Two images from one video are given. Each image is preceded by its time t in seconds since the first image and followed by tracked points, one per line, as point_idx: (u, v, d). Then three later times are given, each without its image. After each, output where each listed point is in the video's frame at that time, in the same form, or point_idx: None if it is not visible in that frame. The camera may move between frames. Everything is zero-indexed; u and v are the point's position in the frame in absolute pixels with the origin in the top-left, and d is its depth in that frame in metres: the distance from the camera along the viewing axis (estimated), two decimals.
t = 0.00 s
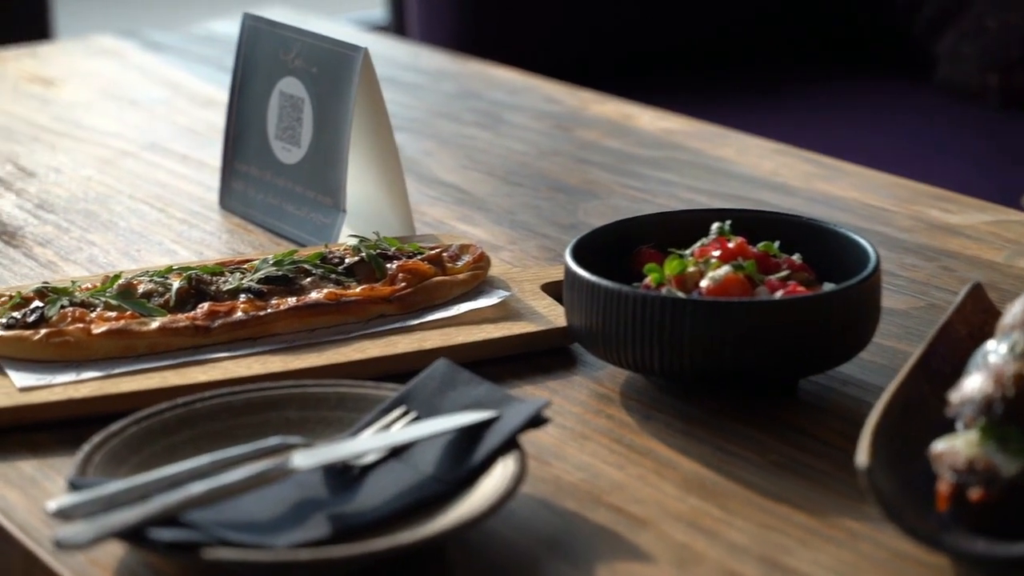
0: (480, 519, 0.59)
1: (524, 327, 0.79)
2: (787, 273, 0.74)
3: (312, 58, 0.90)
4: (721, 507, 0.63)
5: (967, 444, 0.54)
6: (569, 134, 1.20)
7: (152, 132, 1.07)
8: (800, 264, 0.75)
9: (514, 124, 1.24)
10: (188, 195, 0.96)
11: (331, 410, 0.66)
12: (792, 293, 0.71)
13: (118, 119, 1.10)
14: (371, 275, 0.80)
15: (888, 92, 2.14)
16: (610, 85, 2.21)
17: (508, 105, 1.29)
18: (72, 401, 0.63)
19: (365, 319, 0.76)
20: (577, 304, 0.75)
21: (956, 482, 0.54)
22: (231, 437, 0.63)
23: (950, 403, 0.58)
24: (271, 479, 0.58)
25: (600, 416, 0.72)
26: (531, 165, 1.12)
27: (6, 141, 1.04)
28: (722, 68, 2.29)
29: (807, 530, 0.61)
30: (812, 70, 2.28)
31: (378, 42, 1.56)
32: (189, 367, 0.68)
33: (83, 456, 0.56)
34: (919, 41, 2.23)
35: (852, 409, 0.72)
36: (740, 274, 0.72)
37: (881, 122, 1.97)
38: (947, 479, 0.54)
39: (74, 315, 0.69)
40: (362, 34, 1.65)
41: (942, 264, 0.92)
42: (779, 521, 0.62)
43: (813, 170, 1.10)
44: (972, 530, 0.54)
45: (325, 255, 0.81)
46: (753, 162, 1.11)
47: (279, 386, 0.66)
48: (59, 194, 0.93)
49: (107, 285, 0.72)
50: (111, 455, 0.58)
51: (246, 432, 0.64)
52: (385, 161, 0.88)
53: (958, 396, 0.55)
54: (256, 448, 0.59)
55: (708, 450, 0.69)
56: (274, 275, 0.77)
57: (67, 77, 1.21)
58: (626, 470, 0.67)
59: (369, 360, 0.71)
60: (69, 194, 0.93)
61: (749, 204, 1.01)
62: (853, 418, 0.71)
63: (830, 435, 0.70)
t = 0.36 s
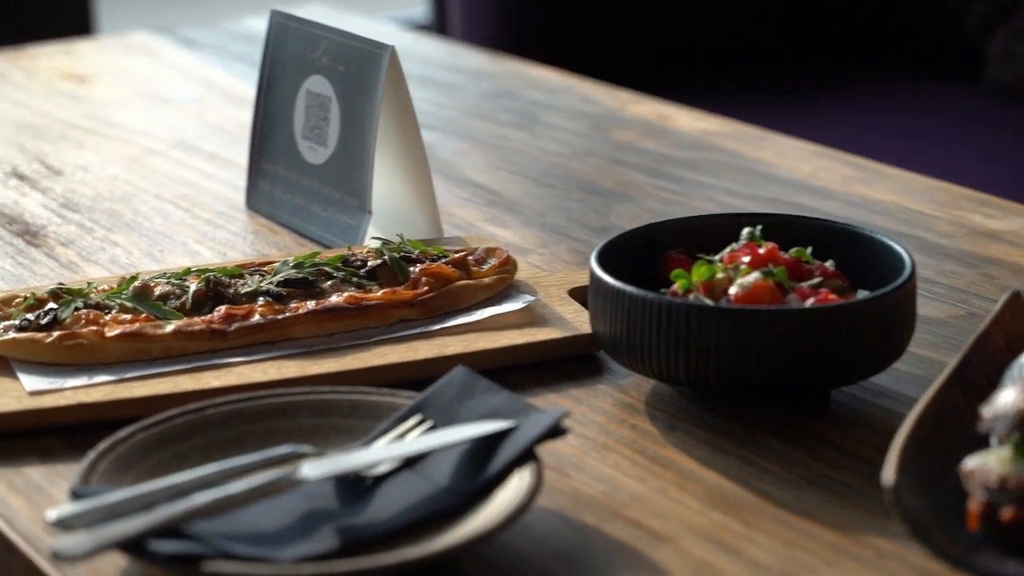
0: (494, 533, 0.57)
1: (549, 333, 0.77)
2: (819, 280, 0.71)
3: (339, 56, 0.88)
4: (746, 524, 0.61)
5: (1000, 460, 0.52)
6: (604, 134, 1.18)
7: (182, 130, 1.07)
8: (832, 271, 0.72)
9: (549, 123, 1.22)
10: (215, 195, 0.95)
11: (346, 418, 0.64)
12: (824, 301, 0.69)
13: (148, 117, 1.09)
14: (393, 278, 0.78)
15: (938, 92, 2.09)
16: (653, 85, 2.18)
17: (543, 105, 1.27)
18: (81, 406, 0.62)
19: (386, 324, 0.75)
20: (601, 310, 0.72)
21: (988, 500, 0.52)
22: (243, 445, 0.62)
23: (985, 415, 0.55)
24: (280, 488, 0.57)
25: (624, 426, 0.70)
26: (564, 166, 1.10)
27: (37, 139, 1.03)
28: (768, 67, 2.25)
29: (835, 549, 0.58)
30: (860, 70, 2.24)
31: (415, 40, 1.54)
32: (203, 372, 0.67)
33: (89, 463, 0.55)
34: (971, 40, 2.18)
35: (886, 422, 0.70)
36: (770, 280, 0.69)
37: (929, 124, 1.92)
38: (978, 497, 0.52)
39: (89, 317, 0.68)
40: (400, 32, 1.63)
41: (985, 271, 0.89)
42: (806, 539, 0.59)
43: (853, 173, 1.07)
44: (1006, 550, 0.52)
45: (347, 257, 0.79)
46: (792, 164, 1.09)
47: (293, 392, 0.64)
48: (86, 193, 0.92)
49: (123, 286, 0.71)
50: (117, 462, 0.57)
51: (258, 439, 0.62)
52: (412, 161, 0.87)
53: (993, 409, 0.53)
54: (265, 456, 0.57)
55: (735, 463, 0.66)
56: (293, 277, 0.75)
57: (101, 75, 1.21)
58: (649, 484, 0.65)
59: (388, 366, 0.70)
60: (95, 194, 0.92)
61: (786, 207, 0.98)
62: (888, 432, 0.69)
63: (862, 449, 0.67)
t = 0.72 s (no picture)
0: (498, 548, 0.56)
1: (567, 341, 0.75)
2: (844, 290, 0.68)
3: (362, 55, 0.87)
4: (761, 542, 0.58)
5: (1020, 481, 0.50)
6: (637, 136, 1.16)
7: (208, 130, 1.06)
8: (858, 281, 0.69)
9: (581, 124, 1.20)
10: (237, 195, 0.94)
11: (353, 427, 0.63)
12: (849, 312, 0.66)
13: (176, 116, 1.09)
14: (410, 282, 0.77)
15: (987, 93, 2.04)
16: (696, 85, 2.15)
17: (575, 106, 1.26)
18: (84, 411, 0.61)
19: (400, 329, 0.73)
20: (618, 317, 0.70)
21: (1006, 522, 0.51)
22: (246, 454, 0.61)
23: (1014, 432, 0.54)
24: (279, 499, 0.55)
25: (641, 438, 0.68)
26: (593, 169, 1.08)
27: (63, 136, 1.03)
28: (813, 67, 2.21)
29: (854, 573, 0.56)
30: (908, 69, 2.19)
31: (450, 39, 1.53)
32: (210, 378, 0.66)
33: (85, 471, 0.54)
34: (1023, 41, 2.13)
35: (914, 439, 0.67)
36: (793, 291, 0.67)
37: (977, 126, 1.88)
38: (997, 518, 0.51)
39: (98, 320, 0.68)
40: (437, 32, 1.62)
41: None
42: (823, 561, 0.57)
43: (890, 179, 1.04)
44: None
45: (363, 260, 0.78)
46: (827, 170, 1.06)
47: (299, 399, 0.63)
48: (107, 193, 0.92)
49: (133, 289, 0.71)
50: (115, 470, 0.56)
51: (261, 448, 0.61)
52: (433, 163, 0.85)
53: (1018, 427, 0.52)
54: (266, 466, 0.56)
55: (753, 478, 0.64)
56: (307, 281, 0.74)
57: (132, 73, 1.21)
58: (663, 498, 0.62)
59: (399, 374, 0.68)
60: (116, 193, 0.92)
61: (817, 214, 0.96)
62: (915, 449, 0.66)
63: (887, 466, 0.65)
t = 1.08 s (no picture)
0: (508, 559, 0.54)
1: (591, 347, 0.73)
2: (874, 298, 0.66)
3: (390, 53, 0.86)
4: (780, 557, 0.56)
5: None
6: (675, 137, 1.14)
7: (242, 128, 1.05)
8: (888, 288, 0.67)
9: (619, 124, 1.18)
10: (265, 195, 0.93)
11: (365, 433, 0.61)
12: (879, 320, 0.64)
13: (211, 115, 1.08)
14: (432, 285, 0.76)
15: None
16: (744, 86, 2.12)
17: (614, 107, 1.24)
18: (96, 413, 0.61)
19: (421, 333, 0.72)
20: (641, 324, 0.68)
21: None
22: (255, 460, 0.60)
23: None
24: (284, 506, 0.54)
25: (663, 448, 0.66)
26: (629, 170, 1.06)
27: (98, 134, 1.03)
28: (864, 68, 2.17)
29: None
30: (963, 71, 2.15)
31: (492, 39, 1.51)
32: (224, 381, 0.65)
33: (89, 476, 0.54)
34: None
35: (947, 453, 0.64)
36: (822, 298, 0.64)
37: None
38: None
39: (113, 321, 0.67)
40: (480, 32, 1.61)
41: None
42: None
43: (932, 183, 1.01)
44: None
45: (386, 262, 0.77)
46: (867, 173, 1.03)
47: (311, 404, 0.62)
48: (136, 191, 0.91)
49: (150, 289, 0.70)
50: (120, 476, 0.55)
51: (271, 454, 0.60)
52: (461, 163, 0.84)
53: None
54: (271, 472, 0.55)
55: (777, 491, 0.62)
56: (327, 283, 0.73)
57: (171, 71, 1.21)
58: (682, 510, 0.60)
59: (416, 378, 0.67)
60: (145, 192, 0.92)
61: (856, 218, 0.93)
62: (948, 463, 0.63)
63: (917, 481, 0.62)
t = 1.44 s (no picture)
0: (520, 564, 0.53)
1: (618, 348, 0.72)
2: (907, 301, 0.64)
3: (422, 48, 0.85)
4: (802, 567, 0.54)
5: None
6: (716, 136, 1.12)
7: (278, 124, 1.05)
8: (922, 293, 0.65)
9: (661, 122, 1.16)
10: (298, 191, 0.93)
11: (382, 434, 0.61)
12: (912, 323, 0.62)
13: (249, 110, 1.08)
14: (458, 284, 0.75)
15: None
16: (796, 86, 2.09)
17: (656, 105, 1.22)
18: (111, 409, 0.61)
19: (445, 332, 0.71)
20: (666, 326, 0.66)
21: None
22: (268, 460, 0.59)
23: None
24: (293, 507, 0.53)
25: (687, 453, 0.64)
26: (667, 169, 1.04)
27: (136, 130, 1.04)
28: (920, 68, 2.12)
29: None
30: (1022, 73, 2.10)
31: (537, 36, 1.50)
32: (241, 379, 0.64)
33: (97, 474, 0.53)
34: None
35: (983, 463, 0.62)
36: (853, 300, 0.62)
37: None
38: None
39: (134, 317, 0.67)
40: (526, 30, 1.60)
41: None
42: None
43: (980, 185, 0.98)
44: None
45: (412, 260, 0.76)
46: (911, 174, 1.01)
47: (327, 404, 0.61)
48: (169, 187, 0.92)
49: (171, 285, 0.70)
50: (129, 476, 0.55)
51: (285, 455, 0.59)
52: (491, 160, 0.83)
53: None
54: (281, 473, 0.54)
55: (803, 499, 0.60)
56: (351, 280, 0.73)
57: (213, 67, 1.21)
58: (704, 516, 0.59)
59: (437, 378, 0.66)
60: (178, 187, 0.92)
61: (898, 220, 0.90)
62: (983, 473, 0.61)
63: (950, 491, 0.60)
